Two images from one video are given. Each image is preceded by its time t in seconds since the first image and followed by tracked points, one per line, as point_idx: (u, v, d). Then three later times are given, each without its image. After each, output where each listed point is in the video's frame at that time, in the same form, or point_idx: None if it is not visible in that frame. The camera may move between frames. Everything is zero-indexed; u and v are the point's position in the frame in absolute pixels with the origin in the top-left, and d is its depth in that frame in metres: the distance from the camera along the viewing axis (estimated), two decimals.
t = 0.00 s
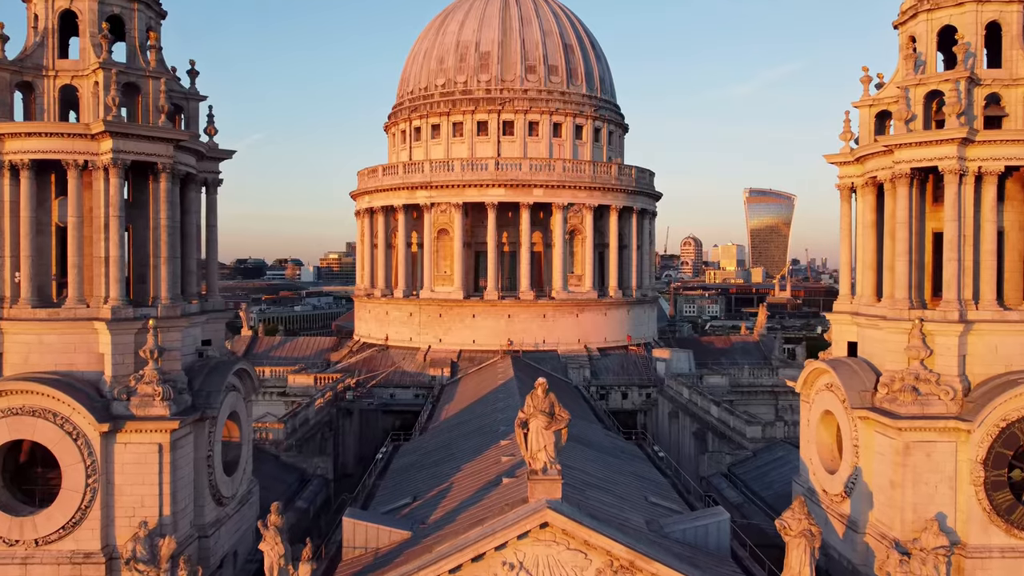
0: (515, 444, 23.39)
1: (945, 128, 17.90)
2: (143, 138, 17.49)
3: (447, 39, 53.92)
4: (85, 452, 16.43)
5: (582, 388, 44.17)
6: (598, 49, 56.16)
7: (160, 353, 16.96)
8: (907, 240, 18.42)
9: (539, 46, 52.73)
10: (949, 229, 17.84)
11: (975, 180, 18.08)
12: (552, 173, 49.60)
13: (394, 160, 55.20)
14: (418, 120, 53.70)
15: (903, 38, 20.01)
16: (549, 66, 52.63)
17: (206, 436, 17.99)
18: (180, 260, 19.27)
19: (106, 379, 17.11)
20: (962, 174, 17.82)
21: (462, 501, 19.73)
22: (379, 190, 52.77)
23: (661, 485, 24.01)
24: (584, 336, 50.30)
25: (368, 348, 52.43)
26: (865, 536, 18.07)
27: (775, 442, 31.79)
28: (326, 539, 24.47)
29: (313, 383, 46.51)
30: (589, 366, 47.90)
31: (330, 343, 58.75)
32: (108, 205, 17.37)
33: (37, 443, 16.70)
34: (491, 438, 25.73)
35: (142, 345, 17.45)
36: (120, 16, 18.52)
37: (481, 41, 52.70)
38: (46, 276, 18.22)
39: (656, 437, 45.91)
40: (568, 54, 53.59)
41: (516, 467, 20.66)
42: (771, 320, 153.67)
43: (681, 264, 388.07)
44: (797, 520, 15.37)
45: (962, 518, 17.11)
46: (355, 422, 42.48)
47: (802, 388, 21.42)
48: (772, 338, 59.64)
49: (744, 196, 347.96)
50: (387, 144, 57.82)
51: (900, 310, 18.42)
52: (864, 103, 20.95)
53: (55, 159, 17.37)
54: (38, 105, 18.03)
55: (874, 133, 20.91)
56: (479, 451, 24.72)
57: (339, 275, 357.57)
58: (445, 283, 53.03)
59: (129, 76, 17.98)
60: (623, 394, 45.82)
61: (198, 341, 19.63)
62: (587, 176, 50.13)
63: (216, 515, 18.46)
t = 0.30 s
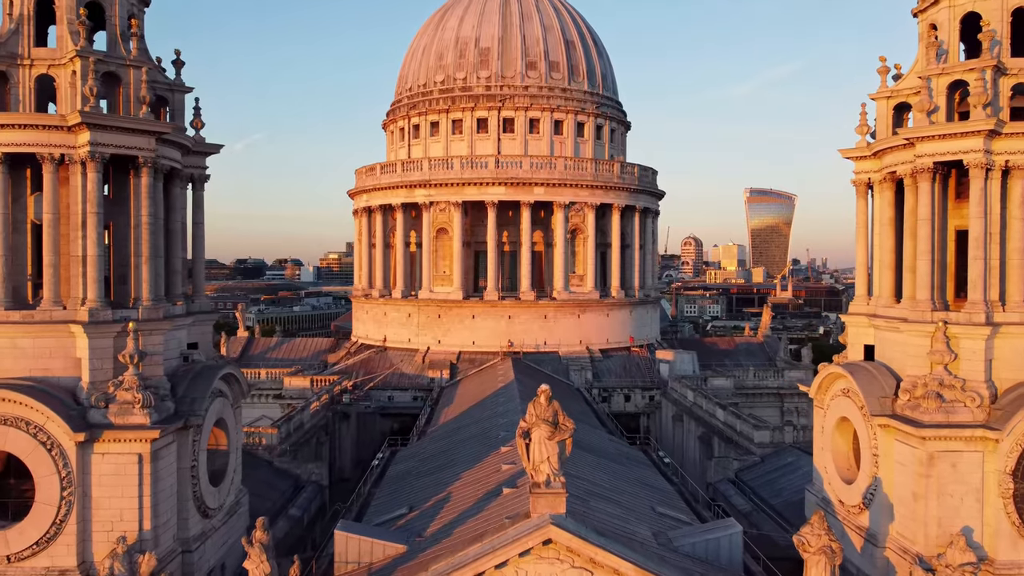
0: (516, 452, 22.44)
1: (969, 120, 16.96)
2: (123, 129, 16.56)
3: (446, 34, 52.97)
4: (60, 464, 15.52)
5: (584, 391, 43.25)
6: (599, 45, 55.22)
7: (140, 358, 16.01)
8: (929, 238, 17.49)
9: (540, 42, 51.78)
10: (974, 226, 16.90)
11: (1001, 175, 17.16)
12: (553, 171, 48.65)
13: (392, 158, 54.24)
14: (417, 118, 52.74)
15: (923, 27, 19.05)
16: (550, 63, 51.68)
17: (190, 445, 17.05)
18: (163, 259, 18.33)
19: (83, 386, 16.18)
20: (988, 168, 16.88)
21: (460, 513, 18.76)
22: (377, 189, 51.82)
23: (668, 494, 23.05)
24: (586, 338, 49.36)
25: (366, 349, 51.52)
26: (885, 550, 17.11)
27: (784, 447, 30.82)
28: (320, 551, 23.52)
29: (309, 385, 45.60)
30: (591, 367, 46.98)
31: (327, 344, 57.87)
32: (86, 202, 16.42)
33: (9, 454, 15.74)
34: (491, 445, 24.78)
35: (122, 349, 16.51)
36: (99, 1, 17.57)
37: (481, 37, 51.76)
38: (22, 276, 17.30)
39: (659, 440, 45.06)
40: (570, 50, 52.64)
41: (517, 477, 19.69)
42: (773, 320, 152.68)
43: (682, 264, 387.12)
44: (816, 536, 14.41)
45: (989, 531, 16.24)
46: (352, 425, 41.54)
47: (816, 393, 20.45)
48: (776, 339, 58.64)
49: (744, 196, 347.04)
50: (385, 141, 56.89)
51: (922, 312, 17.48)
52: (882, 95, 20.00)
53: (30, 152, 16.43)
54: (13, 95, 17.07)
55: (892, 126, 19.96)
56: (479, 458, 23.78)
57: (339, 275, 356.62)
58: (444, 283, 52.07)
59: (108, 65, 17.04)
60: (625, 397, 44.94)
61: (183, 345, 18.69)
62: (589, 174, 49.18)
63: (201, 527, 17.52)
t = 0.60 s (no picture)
0: (517, 459, 21.48)
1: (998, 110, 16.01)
2: (99, 120, 15.60)
3: (445, 30, 52.03)
4: (30, 476, 14.60)
5: (586, 393, 42.31)
6: (601, 41, 54.28)
7: (117, 363, 15.06)
8: (954, 236, 16.55)
9: (540, 38, 50.82)
10: (1003, 223, 15.95)
11: None
12: (554, 168, 47.70)
13: (390, 156, 53.28)
14: (416, 115, 51.78)
15: (946, 13, 18.08)
16: (551, 58, 50.73)
17: (172, 455, 16.11)
18: (145, 258, 17.40)
19: (56, 394, 15.22)
20: (1018, 162, 15.93)
21: (458, 525, 17.77)
22: (375, 187, 50.86)
23: (675, 504, 22.09)
24: (587, 339, 48.40)
25: (364, 351, 50.58)
26: (908, 566, 16.17)
27: (793, 452, 29.87)
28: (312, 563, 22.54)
29: (305, 388, 44.66)
30: (593, 369, 46.02)
31: (324, 345, 56.94)
32: (60, 197, 15.48)
33: None
34: (491, 452, 23.81)
35: (98, 354, 15.57)
36: None
37: (480, 33, 50.82)
38: None
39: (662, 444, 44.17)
40: (571, 46, 51.70)
41: (518, 487, 18.74)
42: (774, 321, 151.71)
43: (682, 264, 386.24)
44: (838, 554, 13.44)
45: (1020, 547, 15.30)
46: (349, 429, 40.60)
47: (831, 399, 19.48)
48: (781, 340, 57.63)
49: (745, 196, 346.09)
50: (384, 139, 55.98)
51: (947, 314, 16.53)
52: (901, 85, 19.05)
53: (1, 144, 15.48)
54: None
55: (912, 118, 19.01)
56: (478, 466, 22.81)
57: (338, 275, 355.67)
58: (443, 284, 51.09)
59: (85, 52, 16.07)
60: (628, 399, 44.04)
61: (166, 348, 17.74)
62: (591, 172, 48.22)
63: (184, 542, 16.56)
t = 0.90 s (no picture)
0: (518, 468, 20.50)
1: None
2: (72, 109, 14.63)
3: (444, 25, 51.05)
4: None
5: (588, 396, 41.34)
6: (603, 37, 53.30)
7: (91, 368, 14.07)
8: (982, 233, 15.57)
9: (541, 33, 49.83)
10: None
11: None
12: (555, 166, 46.69)
13: (388, 154, 52.29)
14: (414, 111, 50.79)
15: None
16: (552, 54, 49.73)
17: (150, 466, 15.13)
18: (123, 257, 16.42)
19: (24, 401, 14.25)
20: None
21: (454, 540, 16.76)
22: (372, 185, 49.86)
23: (683, 514, 21.09)
24: (589, 340, 47.42)
25: (361, 352, 49.59)
26: None
27: (803, 458, 28.90)
28: None
29: (301, 390, 43.68)
30: (595, 371, 45.03)
31: (321, 346, 56.00)
32: (29, 191, 14.49)
33: None
34: (490, 459, 22.82)
35: (70, 359, 14.61)
36: None
37: (480, 28, 49.84)
38: None
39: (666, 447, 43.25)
40: (572, 41, 50.72)
41: (519, 497, 17.76)
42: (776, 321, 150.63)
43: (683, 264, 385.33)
44: None
45: None
46: (345, 433, 39.62)
47: (848, 405, 18.49)
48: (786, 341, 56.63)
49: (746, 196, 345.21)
50: (382, 137, 54.99)
51: (976, 316, 15.54)
52: (923, 74, 18.05)
53: None
54: None
55: (934, 108, 18.02)
56: (477, 474, 21.82)
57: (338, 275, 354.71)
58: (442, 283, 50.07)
59: (58, 37, 15.11)
60: (631, 402, 43.09)
61: (146, 352, 16.76)
62: (593, 170, 47.25)
63: (164, 558, 15.58)
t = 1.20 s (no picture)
0: (519, 477, 19.48)
1: None
2: (39, 96, 13.63)
3: (443, 20, 50.08)
4: None
5: (590, 398, 40.42)
6: (605, 32, 52.29)
7: (59, 374, 13.05)
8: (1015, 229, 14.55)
9: (542, 27, 48.83)
10: None
11: None
12: (556, 163, 45.66)
13: (385, 152, 51.28)
14: (412, 108, 49.77)
15: None
16: (553, 49, 48.72)
17: (125, 478, 14.11)
18: (97, 254, 15.43)
19: None
20: None
21: (451, 556, 15.74)
22: (369, 183, 48.86)
23: (693, 526, 20.08)
24: (591, 341, 46.40)
25: (358, 353, 48.56)
26: None
27: (813, 464, 27.91)
28: None
29: (296, 392, 42.67)
30: (597, 373, 44.04)
31: (318, 346, 55.02)
32: None
33: None
34: (490, 467, 21.79)
35: (36, 365, 13.64)
36: None
37: (479, 22, 48.86)
38: None
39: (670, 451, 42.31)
40: (574, 36, 49.72)
41: (520, 510, 16.75)
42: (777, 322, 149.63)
43: (683, 264, 384.35)
44: None
45: None
46: (341, 437, 38.62)
47: (869, 412, 17.47)
48: (791, 342, 55.60)
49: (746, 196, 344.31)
50: (379, 134, 53.98)
51: (1009, 318, 14.51)
52: (947, 62, 17.03)
53: None
54: None
55: (960, 98, 16.99)
56: (475, 483, 20.79)
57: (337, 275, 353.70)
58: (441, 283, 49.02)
59: (25, 19, 14.12)
60: (633, 404, 42.25)
61: (123, 357, 15.75)
62: (595, 167, 46.24)
63: None
